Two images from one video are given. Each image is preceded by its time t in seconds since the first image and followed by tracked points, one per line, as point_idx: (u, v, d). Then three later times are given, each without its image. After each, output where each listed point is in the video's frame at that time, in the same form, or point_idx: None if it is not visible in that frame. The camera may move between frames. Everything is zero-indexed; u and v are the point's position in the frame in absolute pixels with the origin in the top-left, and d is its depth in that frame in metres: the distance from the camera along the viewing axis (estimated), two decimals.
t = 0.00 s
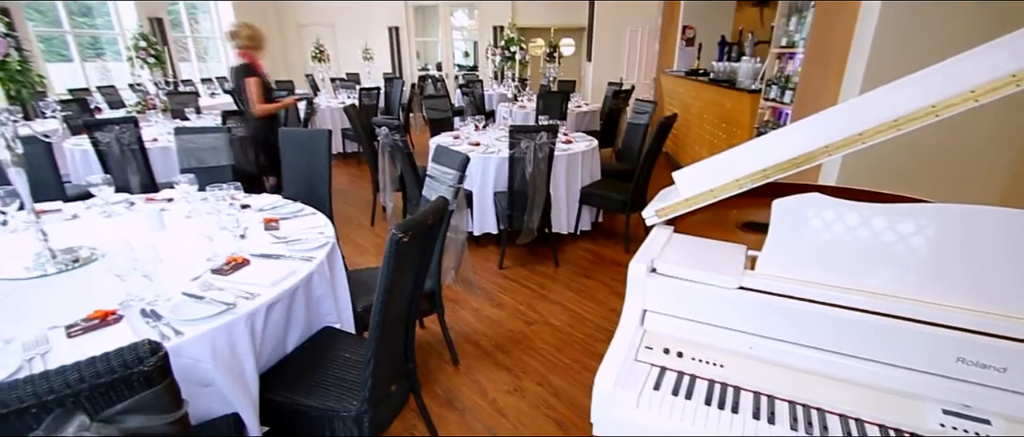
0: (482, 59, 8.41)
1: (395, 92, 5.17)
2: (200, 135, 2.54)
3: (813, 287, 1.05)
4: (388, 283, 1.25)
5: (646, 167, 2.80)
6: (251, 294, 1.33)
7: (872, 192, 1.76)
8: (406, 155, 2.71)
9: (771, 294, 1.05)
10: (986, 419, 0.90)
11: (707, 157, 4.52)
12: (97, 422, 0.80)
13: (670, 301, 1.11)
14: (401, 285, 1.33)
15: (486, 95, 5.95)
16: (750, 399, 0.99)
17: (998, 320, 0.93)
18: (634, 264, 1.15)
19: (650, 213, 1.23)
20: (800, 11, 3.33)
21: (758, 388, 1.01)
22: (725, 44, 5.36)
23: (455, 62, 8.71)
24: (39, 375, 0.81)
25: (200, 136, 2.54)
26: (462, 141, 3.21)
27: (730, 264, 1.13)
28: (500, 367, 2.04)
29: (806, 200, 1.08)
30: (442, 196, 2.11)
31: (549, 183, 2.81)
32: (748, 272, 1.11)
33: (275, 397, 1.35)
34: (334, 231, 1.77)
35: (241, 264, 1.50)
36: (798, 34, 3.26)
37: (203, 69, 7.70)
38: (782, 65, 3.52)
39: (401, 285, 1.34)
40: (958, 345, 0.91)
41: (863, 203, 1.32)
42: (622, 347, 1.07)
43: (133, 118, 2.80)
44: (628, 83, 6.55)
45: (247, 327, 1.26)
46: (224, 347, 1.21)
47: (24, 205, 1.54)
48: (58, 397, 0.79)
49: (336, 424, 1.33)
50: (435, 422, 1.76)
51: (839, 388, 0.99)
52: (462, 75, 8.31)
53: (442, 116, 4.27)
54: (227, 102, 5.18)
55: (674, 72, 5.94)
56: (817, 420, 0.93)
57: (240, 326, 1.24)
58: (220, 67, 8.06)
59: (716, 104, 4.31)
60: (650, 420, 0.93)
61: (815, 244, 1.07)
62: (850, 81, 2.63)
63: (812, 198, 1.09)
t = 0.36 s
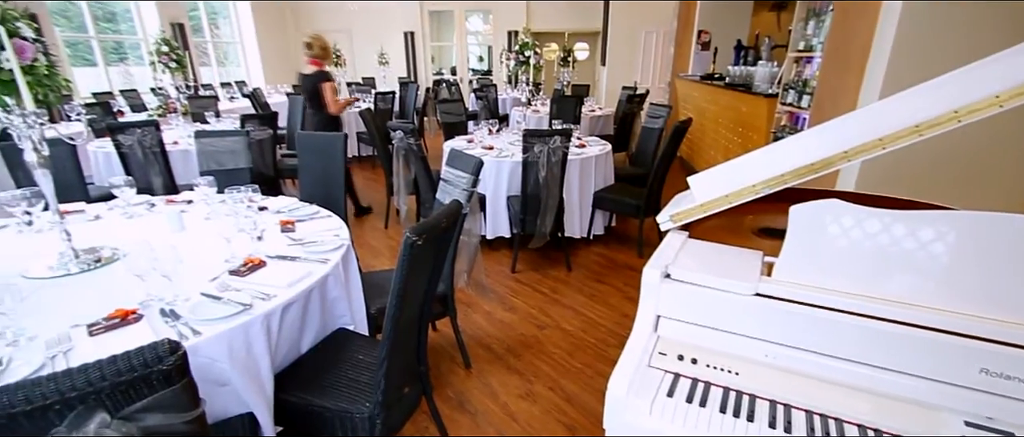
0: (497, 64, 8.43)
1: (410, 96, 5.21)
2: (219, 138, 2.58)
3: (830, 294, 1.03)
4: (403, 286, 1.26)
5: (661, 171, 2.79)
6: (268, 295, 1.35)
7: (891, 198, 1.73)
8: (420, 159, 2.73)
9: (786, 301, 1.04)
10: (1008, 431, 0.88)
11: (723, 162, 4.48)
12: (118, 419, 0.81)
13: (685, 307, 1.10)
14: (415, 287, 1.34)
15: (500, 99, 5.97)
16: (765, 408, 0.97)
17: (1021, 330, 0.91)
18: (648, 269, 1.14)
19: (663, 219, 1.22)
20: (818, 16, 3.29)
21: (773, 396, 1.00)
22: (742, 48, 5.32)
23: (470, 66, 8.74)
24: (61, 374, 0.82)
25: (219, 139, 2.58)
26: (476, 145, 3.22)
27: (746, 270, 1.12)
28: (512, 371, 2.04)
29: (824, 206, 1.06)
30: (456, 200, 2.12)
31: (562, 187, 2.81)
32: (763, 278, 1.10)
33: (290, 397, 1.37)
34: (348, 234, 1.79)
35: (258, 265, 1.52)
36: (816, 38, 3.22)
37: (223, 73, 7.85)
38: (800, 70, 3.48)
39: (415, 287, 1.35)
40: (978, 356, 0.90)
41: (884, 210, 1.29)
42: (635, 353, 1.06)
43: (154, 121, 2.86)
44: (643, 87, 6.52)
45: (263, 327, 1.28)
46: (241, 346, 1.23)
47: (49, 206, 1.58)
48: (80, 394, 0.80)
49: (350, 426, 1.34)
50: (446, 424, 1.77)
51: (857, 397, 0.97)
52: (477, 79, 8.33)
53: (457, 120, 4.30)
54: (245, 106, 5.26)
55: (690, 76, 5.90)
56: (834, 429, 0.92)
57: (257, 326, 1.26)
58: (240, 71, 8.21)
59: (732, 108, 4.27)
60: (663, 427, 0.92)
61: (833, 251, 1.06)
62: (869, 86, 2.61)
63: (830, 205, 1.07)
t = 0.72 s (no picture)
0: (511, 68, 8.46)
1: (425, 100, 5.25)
2: (238, 142, 2.63)
3: (848, 302, 1.01)
4: (416, 289, 1.27)
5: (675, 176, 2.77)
6: (282, 296, 1.37)
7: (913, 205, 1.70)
8: (433, 162, 2.75)
9: (803, 309, 1.03)
10: None
11: (738, 166, 4.44)
12: (136, 417, 0.83)
13: (700, 313, 1.09)
14: (428, 290, 1.35)
15: (514, 103, 5.99)
16: (781, 417, 0.96)
17: None
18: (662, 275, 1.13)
19: (679, 224, 1.19)
20: (836, 19, 3.25)
21: (790, 405, 0.99)
22: (758, 52, 5.27)
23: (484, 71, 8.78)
24: (82, 372, 0.84)
25: (237, 143, 2.63)
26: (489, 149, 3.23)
27: (761, 277, 1.11)
28: (524, 375, 2.04)
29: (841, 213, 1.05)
30: (469, 204, 2.13)
31: (575, 191, 2.80)
32: (780, 285, 1.08)
33: (303, 398, 1.38)
34: (362, 236, 1.81)
35: (274, 266, 1.54)
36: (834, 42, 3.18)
37: (242, 78, 8.01)
38: (818, 74, 3.44)
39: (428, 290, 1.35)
40: (1001, 367, 0.88)
41: (904, 216, 1.27)
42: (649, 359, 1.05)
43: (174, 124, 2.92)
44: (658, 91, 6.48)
45: (278, 328, 1.29)
46: (256, 347, 1.24)
47: (73, 207, 1.60)
48: (101, 392, 0.81)
49: (363, 427, 1.35)
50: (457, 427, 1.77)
51: (877, 408, 0.95)
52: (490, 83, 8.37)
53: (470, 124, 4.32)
54: (263, 110, 5.35)
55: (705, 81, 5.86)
56: None
57: (272, 326, 1.28)
58: (258, 75, 8.36)
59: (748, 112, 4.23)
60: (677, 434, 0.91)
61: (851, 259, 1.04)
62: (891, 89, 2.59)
63: (848, 211, 1.06)
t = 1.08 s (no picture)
0: (525, 73, 8.48)
1: (439, 104, 5.29)
2: (256, 145, 2.67)
3: (866, 310, 1.00)
4: (429, 292, 1.28)
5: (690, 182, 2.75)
6: (298, 297, 1.38)
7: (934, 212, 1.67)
8: (448, 166, 2.77)
9: (820, 316, 1.01)
10: None
11: (753, 172, 4.40)
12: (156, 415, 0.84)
13: (715, 319, 1.08)
14: (441, 293, 1.36)
15: (528, 107, 6.01)
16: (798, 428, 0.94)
17: None
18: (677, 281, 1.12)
19: (692, 229, 1.18)
20: (855, 24, 3.21)
21: (807, 415, 0.96)
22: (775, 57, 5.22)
23: (498, 75, 8.80)
24: (104, 370, 0.86)
25: (255, 146, 2.67)
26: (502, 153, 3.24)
27: (777, 284, 1.10)
28: (535, 380, 2.03)
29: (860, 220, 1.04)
30: (482, 207, 2.14)
31: (588, 195, 2.80)
32: (796, 292, 1.07)
33: (317, 398, 1.39)
34: (377, 239, 1.82)
35: (291, 267, 1.56)
36: (853, 47, 3.14)
37: (260, 82, 8.15)
38: (836, 78, 3.39)
39: (441, 294, 1.36)
40: None
41: (923, 223, 1.25)
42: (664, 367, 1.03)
43: (194, 127, 2.97)
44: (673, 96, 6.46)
45: (293, 329, 1.31)
46: (272, 347, 1.26)
47: (96, 207, 1.64)
48: (122, 390, 0.83)
49: (375, 429, 1.35)
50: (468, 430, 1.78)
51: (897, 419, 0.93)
52: (504, 88, 8.39)
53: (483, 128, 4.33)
54: (281, 113, 5.43)
55: (721, 85, 5.82)
56: None
57: (288, 327, 1.29)
58: (276, 80, 8.49)
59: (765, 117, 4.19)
60: None
61: (869, 267, 1.03)
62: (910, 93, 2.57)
63: (868, 218, 1.04)
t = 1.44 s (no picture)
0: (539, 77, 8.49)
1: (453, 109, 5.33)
2: (274, 149, 2.70)
3: (886, 319, 0.98)
4: (441, 296, 1.28)
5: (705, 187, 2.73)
6: (313, 299, 1.40)
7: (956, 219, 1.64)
8: (461, 170, 2.78)
9: (838, 324, 1.00)
10: None
11: (769, 177, 4.35)
12: (174, 414, 0.86)
13: (730, 326, 1.06)
14: (454, 297, 1.36)
15: (541, 112, 6.02)
16: None
17: None
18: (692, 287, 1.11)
19: (708, 235, 1.16)
20: (875, 28, 3.16)
21: (825, 425, 0.93)
22: (792, 61, 5.17)
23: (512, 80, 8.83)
24: (125, 368, 0.87)
25: (273, 150, 2.71)
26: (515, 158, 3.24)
27: (794, 291, 1.08)
28: (547, 385, 2.03)
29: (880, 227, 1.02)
30: (496, 211, 2.15)
31: (602, 200, 2.79)
32: (813, 300, 1.05)
33: (330, 399, 1.40)
34: (391, 242, 1.84)
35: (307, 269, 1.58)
36: (873, 51, 3.09)
37: (278, 86, 8.27)
38: (855, 83, 3.35)
39: (454, 297, 1.36)
40: None
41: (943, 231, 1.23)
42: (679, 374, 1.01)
43: (214, 131, 3.03)
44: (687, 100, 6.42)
45: (308, 330, 1.32)
46: (286, 348, 1.27)
47: (118, 209, 1.67)
48: (141, 389, 0.85)
49: (387, 431, 1.36)
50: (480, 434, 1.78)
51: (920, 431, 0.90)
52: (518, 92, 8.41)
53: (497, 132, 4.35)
54: (297, 117, 5.50)
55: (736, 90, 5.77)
56: None
57: (303, 328, 1.31)
58: (293, 84, 8.60)
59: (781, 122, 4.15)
60: None
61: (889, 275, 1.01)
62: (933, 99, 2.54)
63: (887, 225, 1.03)
